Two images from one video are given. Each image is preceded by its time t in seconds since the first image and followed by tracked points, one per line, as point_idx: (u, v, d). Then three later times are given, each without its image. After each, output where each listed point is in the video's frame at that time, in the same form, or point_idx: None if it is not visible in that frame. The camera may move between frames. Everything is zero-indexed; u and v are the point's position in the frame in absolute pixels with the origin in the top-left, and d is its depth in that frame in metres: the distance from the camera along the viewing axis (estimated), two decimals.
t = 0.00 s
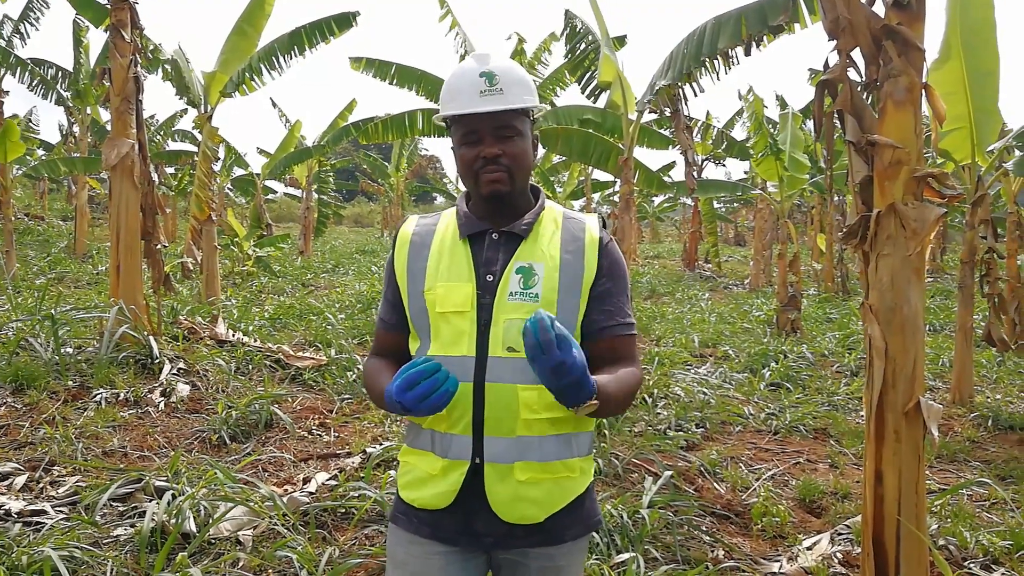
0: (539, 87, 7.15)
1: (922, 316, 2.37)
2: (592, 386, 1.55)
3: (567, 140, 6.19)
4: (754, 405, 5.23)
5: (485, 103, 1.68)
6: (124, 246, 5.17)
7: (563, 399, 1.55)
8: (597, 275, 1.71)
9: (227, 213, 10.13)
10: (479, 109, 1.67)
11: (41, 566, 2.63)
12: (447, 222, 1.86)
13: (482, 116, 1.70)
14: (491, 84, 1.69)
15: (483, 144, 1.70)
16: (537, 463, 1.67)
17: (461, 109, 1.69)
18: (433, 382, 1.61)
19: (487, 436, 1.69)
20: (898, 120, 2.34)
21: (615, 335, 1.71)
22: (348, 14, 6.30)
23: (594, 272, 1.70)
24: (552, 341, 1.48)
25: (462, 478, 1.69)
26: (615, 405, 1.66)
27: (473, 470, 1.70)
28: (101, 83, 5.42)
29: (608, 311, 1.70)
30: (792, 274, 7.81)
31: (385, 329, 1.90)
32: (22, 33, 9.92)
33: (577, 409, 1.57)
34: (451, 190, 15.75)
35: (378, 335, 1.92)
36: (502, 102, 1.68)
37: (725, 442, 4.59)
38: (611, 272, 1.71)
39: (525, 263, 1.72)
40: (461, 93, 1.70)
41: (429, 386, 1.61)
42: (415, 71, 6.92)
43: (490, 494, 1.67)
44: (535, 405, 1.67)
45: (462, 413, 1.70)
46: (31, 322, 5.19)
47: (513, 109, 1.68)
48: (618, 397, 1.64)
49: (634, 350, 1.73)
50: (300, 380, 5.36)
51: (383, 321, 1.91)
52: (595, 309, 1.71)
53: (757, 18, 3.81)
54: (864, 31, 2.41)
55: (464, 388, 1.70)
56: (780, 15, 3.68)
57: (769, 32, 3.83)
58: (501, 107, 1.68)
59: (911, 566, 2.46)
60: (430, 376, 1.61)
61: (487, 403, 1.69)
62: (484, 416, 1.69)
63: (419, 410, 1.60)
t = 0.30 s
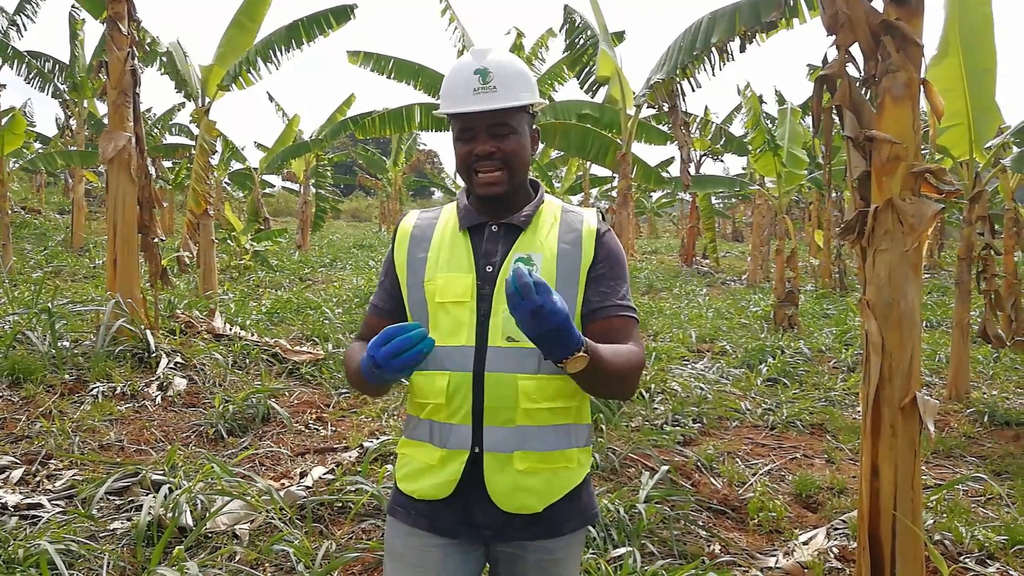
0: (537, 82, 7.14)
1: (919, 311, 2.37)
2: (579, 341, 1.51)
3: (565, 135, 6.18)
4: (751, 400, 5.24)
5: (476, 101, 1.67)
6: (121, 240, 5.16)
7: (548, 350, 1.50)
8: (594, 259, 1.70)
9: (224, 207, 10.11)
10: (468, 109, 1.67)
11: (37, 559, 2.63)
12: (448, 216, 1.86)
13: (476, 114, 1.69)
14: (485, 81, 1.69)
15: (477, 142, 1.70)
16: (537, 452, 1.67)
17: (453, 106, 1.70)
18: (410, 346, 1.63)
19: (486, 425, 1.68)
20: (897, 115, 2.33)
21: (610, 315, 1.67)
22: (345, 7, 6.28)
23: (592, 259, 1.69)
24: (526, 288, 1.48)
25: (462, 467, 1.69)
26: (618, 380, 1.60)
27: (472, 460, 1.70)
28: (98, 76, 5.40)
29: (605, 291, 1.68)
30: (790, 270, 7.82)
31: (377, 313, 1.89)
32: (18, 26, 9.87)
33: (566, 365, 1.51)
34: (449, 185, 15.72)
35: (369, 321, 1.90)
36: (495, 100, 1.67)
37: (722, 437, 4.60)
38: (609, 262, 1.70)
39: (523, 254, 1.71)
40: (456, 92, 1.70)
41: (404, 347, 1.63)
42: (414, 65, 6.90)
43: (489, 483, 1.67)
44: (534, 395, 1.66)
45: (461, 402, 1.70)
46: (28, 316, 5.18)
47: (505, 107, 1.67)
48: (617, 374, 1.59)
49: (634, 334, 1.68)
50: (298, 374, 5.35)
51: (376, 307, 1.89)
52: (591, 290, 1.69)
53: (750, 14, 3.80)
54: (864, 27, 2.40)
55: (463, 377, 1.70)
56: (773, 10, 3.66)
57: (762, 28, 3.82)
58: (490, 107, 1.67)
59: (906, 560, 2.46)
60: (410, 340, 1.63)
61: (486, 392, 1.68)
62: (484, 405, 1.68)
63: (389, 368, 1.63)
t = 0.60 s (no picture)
0: (538, 81, 7.13)
1: (920, 309, 2.37)
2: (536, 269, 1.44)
3: (565, 134, 6.18)
4: (752, 399, 5.23)
5: (457, 118, 1.68)
6: (122, 240, 5.17)
7: (503, 277, 1.44)
8: (584, 248, 1.68)
9: (225, 208, 10.11)
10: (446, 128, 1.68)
11: (40, 560, 2.63)
12: (446, 218, 1.87)
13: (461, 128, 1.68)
14: (466, 96, 1.69)
15: (463, 156, 1.68)
16: (530, 451, 1.66)
17: (436, 123, 1.73)
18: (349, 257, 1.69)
19: (480, 425, 1.68)
20: (897, 113, 2.33)
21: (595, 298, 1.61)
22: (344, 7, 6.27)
23: (583, 250, 1.67)
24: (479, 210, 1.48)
25: (456, 467, 1.69)
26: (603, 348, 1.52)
27: (466, 460, 1.70)
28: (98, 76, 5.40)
29: (592, 277, 1.64)
30: (791, 268, 7.81)
31: (374, 304, 1.89)
32: (18, 27, 9.88)
33: (523, 298, 1.42)
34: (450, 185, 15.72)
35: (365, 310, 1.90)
36: (477, 115, 1.66)
37: (723, 435, 4.59)
38: (600, 253, 1.67)
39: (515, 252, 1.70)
40: (442, 112, 1.72)
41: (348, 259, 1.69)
42: (413, 65, 6.89)
43: (483, 482, 1.66)
44: (528, 394, 1.66)
45: (455, 402, 1.71)
46: (29, 316, 5.18)
47: (488, 117, 1.65)
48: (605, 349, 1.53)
49: (620, 317, 1.59)
50: (299, 374, 5.35)
51: (373, 297, 1.91)
52: (580, 277, 1.66)
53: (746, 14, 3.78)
54: (863, 24, 2.40)
55: (458, 376, 1.70)
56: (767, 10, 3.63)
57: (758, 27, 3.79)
58: (468, 121, 1.66)
59: (909, 559, 2.46)
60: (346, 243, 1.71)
61: (479, 391, 1.68)
62: (477, 405, 1.68)
63: (326, 276, 1.68)
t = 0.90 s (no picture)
0: (536, 82, 7.12)
1: (920, 310, 2.37)
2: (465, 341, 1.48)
3: (565, 135, 6.19)
4: (752, 400, 5.23)
5: (433, 118, 1.67)
6: (122, 242, 5.17)
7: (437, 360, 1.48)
8: (566, 259, 1.65)
9: (224, 210, 10.11)
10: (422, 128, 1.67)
11: (39, 563, 2.63)
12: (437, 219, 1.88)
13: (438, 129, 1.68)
14: (441, 96, 1.68)
15: (439, 157, 1.68)
16: (514, 461, 1.65)
17: (413, 122, 1.73)
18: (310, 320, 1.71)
19: (461, 434, 1.68)
20: (895, 114, 2.33)
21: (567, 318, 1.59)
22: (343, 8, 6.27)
23: (564, 256, 1.65)
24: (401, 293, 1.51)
25: (439, 475, 1.70)
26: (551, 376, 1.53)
27: (449, 468, 1.71)
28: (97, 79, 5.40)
29: (571, 294, 1.61)
30: (790, 269, 7.82)
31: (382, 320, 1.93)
32: (17, 30, 9.88)
33: (460, 372, 1.47)
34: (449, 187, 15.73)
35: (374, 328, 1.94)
36: (454, 114, 1.65)
37: (723, 436, 4.59)
38: (581, 260, 1.63)
39: (496, 258, 1.69)
40: (417, 110, 1.72)
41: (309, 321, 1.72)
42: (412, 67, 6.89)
43: (466, 491, 1.67)
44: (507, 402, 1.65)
45: (436, 412, 1.72)
46: (28, 319, 5.18)
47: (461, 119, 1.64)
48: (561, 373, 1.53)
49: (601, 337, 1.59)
50: (299, 376, 5.35)
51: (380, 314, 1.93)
52: (559, 293, 1.63)
53: (743, 12, 3.77)
54: (863, 24, 2.40)
55: (439, 385, 1.72)
56: (764, 8, 3.62)
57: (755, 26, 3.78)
58: (444, 121, 1.66)
59: (908, 559, 2.45)
60: (300, 302, 1.71)
61: (460, 400, 1.69)
62: (456, 414, 1.69)
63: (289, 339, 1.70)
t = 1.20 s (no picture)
0: (539, 84, 7.12)
1: (924, 313, 2.36)
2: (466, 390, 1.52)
3: (568, 137, 6.19)
4: (755, 402, 5.22)
5: (443, 92, 1.67)
6: (125, 242, 5.18)
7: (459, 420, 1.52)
8: (561, 260, 1.64)
9: (228, 210, 10.13)
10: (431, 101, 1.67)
11: (42, 563, 2.63)
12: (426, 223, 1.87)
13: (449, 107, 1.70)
14: (458, 74, 1.69)
15: (448, 135, 1.71)
16: (509, 466, 1.65)
17: (421, 97, 1.70)
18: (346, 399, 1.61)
19: (455, 439, 1.68)
20: (899, 116, 2.33)
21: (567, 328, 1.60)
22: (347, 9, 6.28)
23: (559, 255, 1.64)
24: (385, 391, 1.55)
25: (433, 481, 1.70)
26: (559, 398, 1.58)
27: (443, 474, 1.70)
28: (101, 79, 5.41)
29: (571, 301, 1.61)
30: (792, 271, 7.81)
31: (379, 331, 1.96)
32: (21, 30, 9.90)
33: (485, 419, 1.52)
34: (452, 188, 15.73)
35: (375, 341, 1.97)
36: (466, 92, 1.67)
37: (725, 439, 4.58)
38: (576, 261, 1.63)
39: (489, 260, 1.68)
40: (428, 84, 1.70)
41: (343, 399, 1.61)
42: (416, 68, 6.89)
43: (461, 496, 1.67)
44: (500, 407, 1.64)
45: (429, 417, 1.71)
46: (31, 319, 5.18)
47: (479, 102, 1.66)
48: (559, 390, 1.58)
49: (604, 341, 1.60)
50: (302, 377, 5.35)
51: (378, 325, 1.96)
52: (558, 299, 1.63)
53: (745, 15, 3.77)
54: (867, 27, 2.39)
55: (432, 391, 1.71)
56: (766, 10, 3.61)
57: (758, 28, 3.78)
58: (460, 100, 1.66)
59: (912, 563, 2.45)
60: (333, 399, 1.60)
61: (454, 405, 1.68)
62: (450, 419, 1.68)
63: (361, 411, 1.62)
